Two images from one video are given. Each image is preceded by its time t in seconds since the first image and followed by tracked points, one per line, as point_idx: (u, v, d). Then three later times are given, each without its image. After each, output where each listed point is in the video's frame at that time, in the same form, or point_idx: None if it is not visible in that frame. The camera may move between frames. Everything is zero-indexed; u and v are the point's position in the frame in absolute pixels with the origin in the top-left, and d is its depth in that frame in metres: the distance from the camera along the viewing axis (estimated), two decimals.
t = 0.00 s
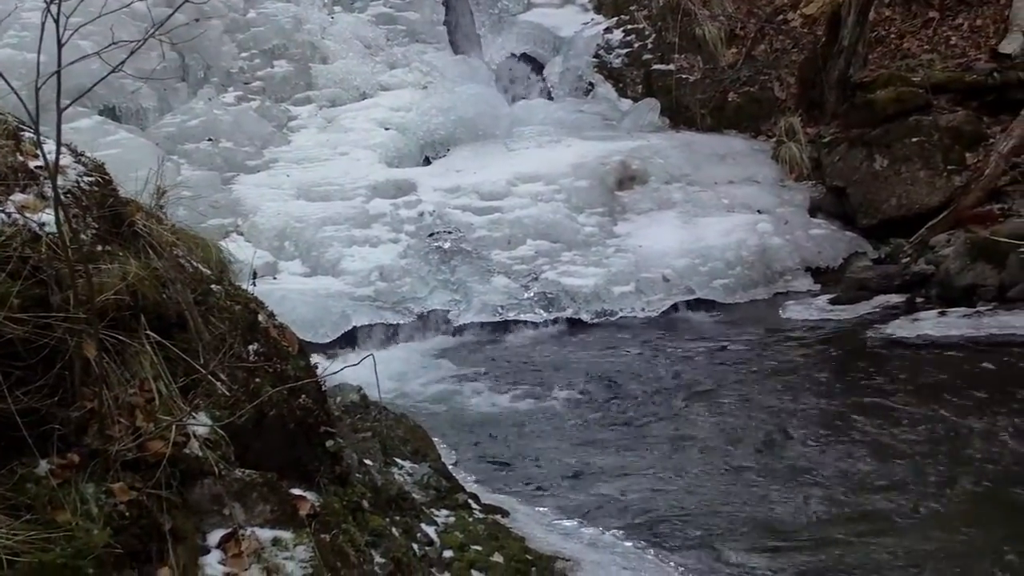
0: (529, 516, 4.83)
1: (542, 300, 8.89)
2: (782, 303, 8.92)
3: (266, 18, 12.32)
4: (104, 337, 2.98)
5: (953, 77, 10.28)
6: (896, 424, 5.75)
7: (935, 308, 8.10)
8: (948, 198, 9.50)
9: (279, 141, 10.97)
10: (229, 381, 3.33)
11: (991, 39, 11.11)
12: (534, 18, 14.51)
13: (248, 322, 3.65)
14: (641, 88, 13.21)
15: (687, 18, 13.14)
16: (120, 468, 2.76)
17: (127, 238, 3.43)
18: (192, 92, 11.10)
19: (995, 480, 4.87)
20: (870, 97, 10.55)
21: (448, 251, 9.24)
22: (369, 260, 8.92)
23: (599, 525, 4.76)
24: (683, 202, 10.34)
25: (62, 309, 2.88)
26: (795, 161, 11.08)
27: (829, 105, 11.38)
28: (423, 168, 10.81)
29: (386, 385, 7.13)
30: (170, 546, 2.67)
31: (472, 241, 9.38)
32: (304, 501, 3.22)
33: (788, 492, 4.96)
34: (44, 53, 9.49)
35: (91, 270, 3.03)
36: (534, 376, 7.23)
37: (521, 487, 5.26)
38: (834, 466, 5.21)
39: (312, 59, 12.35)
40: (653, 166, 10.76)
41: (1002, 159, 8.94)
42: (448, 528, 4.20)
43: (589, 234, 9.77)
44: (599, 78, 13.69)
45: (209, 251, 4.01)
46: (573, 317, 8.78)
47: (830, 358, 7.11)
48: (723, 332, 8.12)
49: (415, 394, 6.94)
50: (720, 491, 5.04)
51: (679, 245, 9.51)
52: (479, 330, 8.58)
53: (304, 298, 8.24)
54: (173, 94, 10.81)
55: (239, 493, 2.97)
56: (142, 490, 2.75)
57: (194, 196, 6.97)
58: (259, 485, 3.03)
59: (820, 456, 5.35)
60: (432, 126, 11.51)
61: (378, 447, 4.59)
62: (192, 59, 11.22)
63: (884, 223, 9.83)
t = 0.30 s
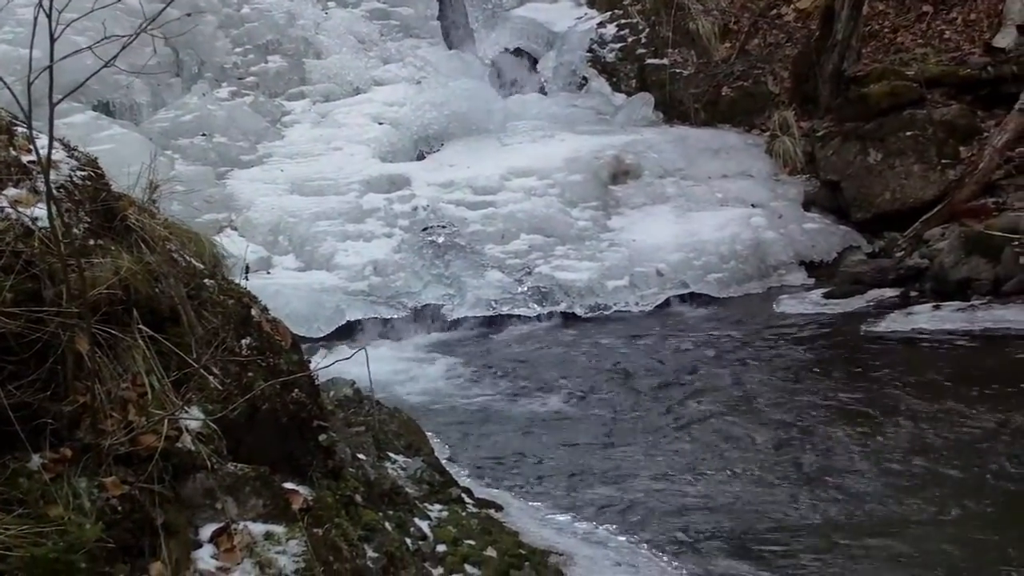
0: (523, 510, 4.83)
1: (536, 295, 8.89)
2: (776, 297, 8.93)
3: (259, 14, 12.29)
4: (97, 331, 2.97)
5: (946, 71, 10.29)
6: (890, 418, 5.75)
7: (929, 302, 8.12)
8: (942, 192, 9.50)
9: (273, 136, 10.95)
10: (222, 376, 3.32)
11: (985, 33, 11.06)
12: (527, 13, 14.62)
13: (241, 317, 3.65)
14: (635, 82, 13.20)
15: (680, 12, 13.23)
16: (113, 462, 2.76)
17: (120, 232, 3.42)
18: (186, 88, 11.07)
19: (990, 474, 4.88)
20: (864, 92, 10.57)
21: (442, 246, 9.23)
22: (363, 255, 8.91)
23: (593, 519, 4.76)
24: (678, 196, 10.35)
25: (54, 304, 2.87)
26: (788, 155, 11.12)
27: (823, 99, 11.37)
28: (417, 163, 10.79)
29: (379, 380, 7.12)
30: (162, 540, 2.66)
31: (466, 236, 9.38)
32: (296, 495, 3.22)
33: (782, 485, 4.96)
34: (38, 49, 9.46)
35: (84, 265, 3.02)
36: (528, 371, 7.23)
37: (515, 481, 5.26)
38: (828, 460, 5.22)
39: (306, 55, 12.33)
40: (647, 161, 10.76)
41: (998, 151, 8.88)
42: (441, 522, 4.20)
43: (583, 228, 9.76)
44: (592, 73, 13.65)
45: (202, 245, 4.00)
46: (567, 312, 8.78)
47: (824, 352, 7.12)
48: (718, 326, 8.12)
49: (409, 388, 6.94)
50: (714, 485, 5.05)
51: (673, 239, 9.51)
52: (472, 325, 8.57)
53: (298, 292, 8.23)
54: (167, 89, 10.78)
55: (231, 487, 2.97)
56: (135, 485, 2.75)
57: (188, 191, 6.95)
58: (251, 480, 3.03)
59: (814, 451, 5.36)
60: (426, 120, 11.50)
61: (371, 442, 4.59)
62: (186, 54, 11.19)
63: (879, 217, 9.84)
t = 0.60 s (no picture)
0: (519, 505, 4.83)
1: (531, 289, 8.89)
2: (772, 291, 8.93)
3: (254, 8, 12.23)
4: (92, 326, 2.97)
5: (941, 65, 10.34)
6: (885, 412, 5.76)
7: (925, 296, 8.13)
8: (938, 186, 9.51)
9: (268, 130, 10.91)
10: (217, 370, 3.32)
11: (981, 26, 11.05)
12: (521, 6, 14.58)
13: (235, 311, 3.64)
14: (630, 76, 13.18)
15: (675, 6, 13.28)
16: (108, 457, 2.75)
17: (115, 227, 3.41)
18: (181, 82, 11.04)
19: (986, 468, 4.89)
20: (859, 85, 10.57)
21: (437, 240, 9.22)
22: (358, 249, 8.90)
23: (589, 513, 4.77)
24: (673, 190, 10.34)
25: (49, 299, 2.86)
26: (784, 149, 11.05)
27: (818, 93, 11.40)
28: (411, 157, 10.76)
29: (374, 374, 7.11)
30: (158, 535, 2.66)
31: (461, 230, 9.37)
32: (291, 490, 3.23)
33: (778, 480, 4.97)
34: (32, 42, 9.42)
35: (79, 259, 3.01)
36: (523, 365, 7.23)
37: (510, 476, 5.27)
38: (824, 455, 5.23)
39: (301, 49, 12.30)
40: (643, 155, 10.75)
41: (994, 144, 8.89)
42: (437, 517, 4.21)
43: (578, 222, 9.76)
44: (587, 67, 13.69)
45: (197, 239, 4.00)
46: (563, 306, 8.78)
47: (820, 346, 7.13)
48: (714, 320, 8.12)
49: (404, 383, 6.94)
50: (710, 479, 5.06)
51: (668, 233, 9.50)
52: (468, 319, 8.59)
53: (294, 287, 8.21)
54: (162, 83, 10.75)
55: (227, 482, 2.97)
56: (130, 479, 2.74)
57: (183, 185, 6.94)
58: (246, 474, 3.03)
59: (810, 445, 5.37)
60: (421, 115, 11.47)
61: (366, 436, 4.59)
62: (181, 48, 11.15)
63: (874, 211, 9.85)
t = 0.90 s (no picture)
0: (516, 499, 4.83)
1: (528, 283, 8.88)
2: (769, 284, 8.93)
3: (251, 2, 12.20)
4: (88, 320, 2.96)
5: (938, 59, 10.34)
6: (882, 406, 5.77)
7: (923, 290, 8.13)
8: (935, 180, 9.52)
9: (264, 124, 10.88)
10: (214, 364, 3.32)
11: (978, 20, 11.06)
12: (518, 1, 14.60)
13: (232, 305, 3.64)
14: (627, 70, 13.17)
15: None
16: (105, 450, 2.75)
17: (112, 220, 3.40)
18: (177, 75, 11.02)
19: (983, 462, 4.89)
20: (856, 79, 10.56)
21: (434, 234, 9.21)
22: (354, 243, 8.89)
23: (586, 507, 4.77)
24: (670, 184, 10.34)
25: (46, 292, 2.84)
26: (781, 143, 11.10)
27: (815, 87, 11.43)
28: (408, 151, 10.74)
29: (371, 368, 7.11)
30: (155, 529, 2.65)
31: (458, 224, 9.37)
32: (289, 484, 3.22)
33: (775, 474, 4.97)
34: (28, 36, 9.40)
35: (75, 252, 3.00)
36: (520, 359, 7.23)
37: (508, 469, 5.27)
38: (821, 448, 5.24)
39: (298, 43, 12.28)
40: (639, 149, 10.75)
41: (990, 138, 8.98)
42: (433, 510, 4.21)
43: (575, 216, 9.75)
44: (585, 60, 13.70)
45: (193, 233, 3.99)
46: (560, 300, 8.78)
47: (817, 340, 7.13)
48: (711, 314, 8.12)
49: (401, 377, 6.93)
50: (707, 473, 5.06)
51: (665, 227, 9.50)
52: (465, 313, 8.59)
53: (290, 281, 8.21)
54: (157, 77, 10.73)
55: (224, 476, 2.97)
56: (127, 474, 2.74)
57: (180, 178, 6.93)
58: (243, 468, 3.03)
59: (807, 439, 5.37)
60: (418, 108, 11.45)
61: (364, 430, 4.59)
62: (177, 42, 11.13)
63: (871, 204, 9.85)
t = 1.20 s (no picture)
0: (515, 492, 4.84)
1: (527, 276, 8.87)
2: (767, 278, 8.94)
3: None
4: (87, 314, 2.96)
5: (937, 52, 10.34)
6: (880, 399, 5.78)
7: (921, 283, 8.13)
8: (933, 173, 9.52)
9: (262, 118, 10.86)
10: (214, 358, 3.32)
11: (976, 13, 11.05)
12: None
13: (231, 299, 3.64)
14: (625, 63, 13.19)
15: None
16: (104, 444, 2.75)
17: (110, 214, 3.40)
18: (175, 69, 11.02)
19: (982, 456, 4.90)
20: (855, 73, 10.56)
21: (433, 228, 9.20)
22: (352, 237, 8.88)
23: (585, 501, 4.77)
24: (669, 177, 10.33)
25: (44, 286, 2.84)
26: (780, 137, 11.08)
27: (814, 80, 11.41)
28: (406, 145, 10.72)
29: (369, 362, 7.11)
30: (154, 523, 2.65)
31: (456, 218, 9.36)
32: (288, 477, 3.22)
33: (774, 467, 4.98)
34: (25, 30, 9.38)
35: (74, 246, 2.99)
36: (519, 353, 7.23)
37: (506, 463, 5.27)
38: (819, 441, 5.25)
39: (295, 36, 12.26)
40: (638, 143, 10.75)
41: (989, 131, 8.97)
42: (432, 504, 4.22)
43: (573, 210, 9.75)
44: (583, 54, 13.63)
45: (192, 226, 3.99)
46: (559, 294, 8.78)
47: (816, 334, 7.14)
48: (709, 308, 8.12)
49: (400, 370, 6.94)
50: (706, 467, 5.06)
51: (663, 221, 9.50)
52: (462, 308, 8.51)
53: (289, 275, 8.21)
54: (155, 71, 10.73)
55: (223, 470, 2.97)
56: (126, 467, 2.74)
57: (179, 172, 6.90)
58: (243, 462, 3.03)
59: (805, 433, 5.38)
60: (416, 102, 11.42)
61: (362, 424, 4.59)
62: (174, 35, 11.12)
63: (870, 198, 9.84)
